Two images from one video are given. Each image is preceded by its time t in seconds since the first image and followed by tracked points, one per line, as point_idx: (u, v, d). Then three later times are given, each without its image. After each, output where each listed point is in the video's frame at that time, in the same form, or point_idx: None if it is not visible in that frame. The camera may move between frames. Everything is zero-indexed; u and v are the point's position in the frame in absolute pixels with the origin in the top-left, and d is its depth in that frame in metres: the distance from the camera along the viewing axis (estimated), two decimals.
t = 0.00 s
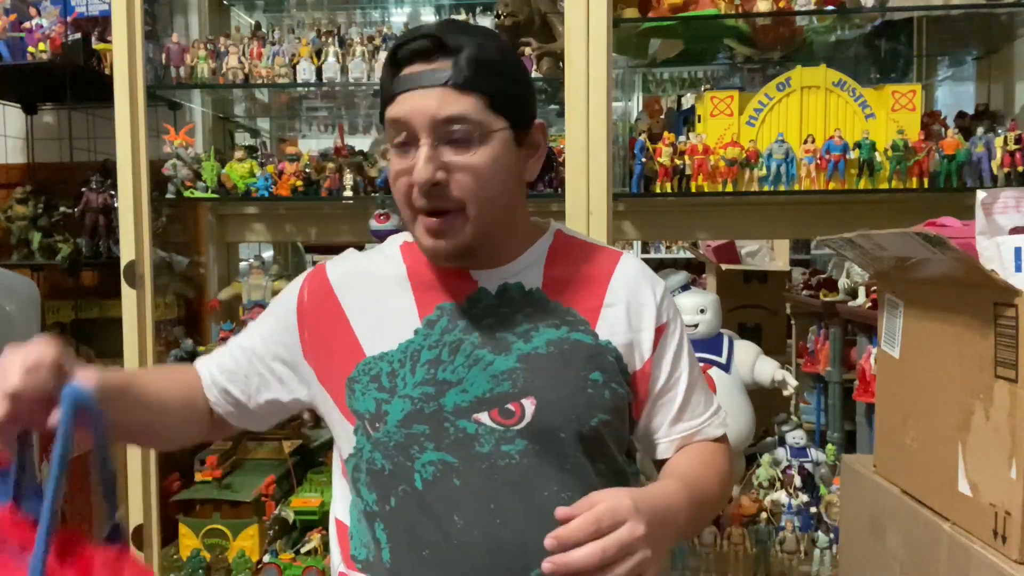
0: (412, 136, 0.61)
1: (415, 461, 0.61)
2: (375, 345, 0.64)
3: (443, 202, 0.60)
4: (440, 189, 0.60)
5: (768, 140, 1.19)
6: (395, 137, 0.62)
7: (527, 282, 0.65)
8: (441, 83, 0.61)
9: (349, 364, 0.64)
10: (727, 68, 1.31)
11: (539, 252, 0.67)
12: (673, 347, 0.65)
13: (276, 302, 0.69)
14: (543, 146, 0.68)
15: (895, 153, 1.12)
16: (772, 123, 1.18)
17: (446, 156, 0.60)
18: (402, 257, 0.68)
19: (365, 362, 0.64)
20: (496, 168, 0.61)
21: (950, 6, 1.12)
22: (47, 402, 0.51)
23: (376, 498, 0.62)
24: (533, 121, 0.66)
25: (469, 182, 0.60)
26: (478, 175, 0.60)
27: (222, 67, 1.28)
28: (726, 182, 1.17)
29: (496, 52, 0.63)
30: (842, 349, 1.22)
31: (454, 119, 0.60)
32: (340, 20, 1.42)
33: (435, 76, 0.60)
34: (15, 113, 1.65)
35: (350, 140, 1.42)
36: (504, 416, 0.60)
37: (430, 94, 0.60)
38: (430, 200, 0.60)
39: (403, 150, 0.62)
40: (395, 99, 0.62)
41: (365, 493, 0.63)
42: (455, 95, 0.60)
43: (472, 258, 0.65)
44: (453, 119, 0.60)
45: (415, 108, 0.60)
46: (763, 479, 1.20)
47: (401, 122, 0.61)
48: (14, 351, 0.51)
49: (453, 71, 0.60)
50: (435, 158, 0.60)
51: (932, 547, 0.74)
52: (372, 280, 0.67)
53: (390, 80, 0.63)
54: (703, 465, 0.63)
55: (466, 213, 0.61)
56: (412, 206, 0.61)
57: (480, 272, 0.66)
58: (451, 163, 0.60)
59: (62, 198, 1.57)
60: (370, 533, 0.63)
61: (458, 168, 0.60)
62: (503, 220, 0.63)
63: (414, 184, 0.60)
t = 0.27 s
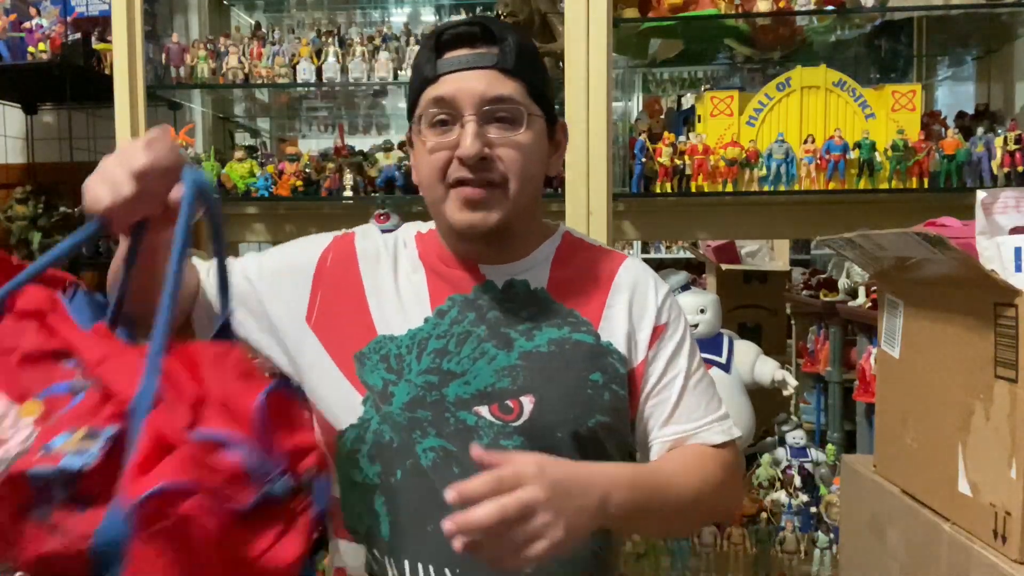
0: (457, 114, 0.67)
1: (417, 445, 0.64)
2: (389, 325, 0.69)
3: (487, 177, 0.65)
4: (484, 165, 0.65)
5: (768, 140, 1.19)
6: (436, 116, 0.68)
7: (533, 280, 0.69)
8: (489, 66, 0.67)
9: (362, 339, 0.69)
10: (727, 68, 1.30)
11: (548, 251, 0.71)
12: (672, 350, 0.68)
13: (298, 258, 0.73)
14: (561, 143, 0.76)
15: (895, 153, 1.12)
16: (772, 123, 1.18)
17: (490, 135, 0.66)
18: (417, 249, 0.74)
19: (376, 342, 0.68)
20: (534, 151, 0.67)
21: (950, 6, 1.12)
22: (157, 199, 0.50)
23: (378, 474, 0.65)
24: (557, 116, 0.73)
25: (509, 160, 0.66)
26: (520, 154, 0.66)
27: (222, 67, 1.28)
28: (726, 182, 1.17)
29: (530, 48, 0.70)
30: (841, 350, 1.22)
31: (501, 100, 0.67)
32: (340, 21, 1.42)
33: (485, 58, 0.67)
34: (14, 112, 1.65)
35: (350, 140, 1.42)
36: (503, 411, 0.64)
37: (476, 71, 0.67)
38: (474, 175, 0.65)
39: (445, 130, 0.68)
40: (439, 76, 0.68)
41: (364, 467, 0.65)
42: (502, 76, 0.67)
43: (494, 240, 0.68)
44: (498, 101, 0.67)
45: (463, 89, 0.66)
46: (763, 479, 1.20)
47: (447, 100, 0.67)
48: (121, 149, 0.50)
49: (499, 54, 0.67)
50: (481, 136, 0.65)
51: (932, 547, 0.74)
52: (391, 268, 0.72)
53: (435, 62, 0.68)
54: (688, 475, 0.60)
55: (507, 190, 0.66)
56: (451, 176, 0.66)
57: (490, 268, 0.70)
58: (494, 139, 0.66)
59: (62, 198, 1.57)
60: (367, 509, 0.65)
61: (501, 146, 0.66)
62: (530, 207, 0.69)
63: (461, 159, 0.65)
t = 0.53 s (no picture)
0: (480, 108, 0.69)
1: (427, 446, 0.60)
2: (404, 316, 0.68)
3: (508, 170, 0.68)
4: (506, 159, 0.67)
5: (768, 141, 1.19)
6: (458, 108, 0.70)
7: (545, 277, 0.74)
8: (514, 61, 0.69)
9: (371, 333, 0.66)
10: (727, 68, 1.30)
11: (559, 247, 0.75)
12: (679, 328, 0.71)
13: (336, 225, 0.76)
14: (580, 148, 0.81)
15: (894, 153, 1.12)
16: (773, 123, 1.19)
17: (511, 130, 0.68)
18: (434, 238, 0.77)
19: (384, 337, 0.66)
20: (553, 147, 0.70)
21: (950, 6, 1.12)
22: (295, 124, 0.51)
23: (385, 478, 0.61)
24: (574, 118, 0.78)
25: (530, 155, 0.68)
26: (541, 147, 0.69)
27: (222, 67, 1.28)
28: (726, 182, 1.17)
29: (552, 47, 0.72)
30: (842, 349, 1.23)
31: (525, 96, 0.69)
32: (340, 21, 1.42)
33: (511, 53, 0.69)
34: (14, 112, 1.64)
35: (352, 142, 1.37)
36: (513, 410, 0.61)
37: (502, 66, 0.69)
38: (495, 168, 0.67)
39: (467, 122, 0.70)
40: (465, 69, 0.70)
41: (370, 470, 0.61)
42: (527, 72, 0.69)
43: (508, 233, 0.71)
44: (521, 97, 0.69)
45: (488, 81, 0.68)
46: (763, 479, 1.19)
47: (471, 93, 0.69)
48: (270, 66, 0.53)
49: (525, 51, 0.70)
50: (502, 130, 0.67)
51: (933, 547, 0.73)
52: (412, 252, 0.76)
53: (460, 56, 0.70)
54: (699, 461, 0.53)
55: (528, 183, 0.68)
56: (472, 169, 0.68)
57: (502, 264, 0.75)
58: (516, 135, 0.68)
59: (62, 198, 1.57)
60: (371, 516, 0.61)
61: (522, 141, 0.68)
62: (547, 202, 0.71)
63: (483, 152, 0.67)
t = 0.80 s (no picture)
0: (490, 101, 0.69)
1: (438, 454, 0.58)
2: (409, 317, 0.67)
3: (516, 163, 0.67)
4: (515, 152, 0.67)
5: (768, 140, 1.19)
6: (468, 103, 0.70)
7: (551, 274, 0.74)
8: (527, 55, 0.70)
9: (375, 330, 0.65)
10: (727, 68, 1.29)
11: (564, 245, 0.76)
12: (686, 315, 0.74)
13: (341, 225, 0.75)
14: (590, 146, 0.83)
15: (895, 153, 1.12)
16: (772, 123, 1.19)
17: (521, 124, 0.68)
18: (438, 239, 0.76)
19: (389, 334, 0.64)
20: (562, 141, 0.70)
21: (949, 7, 1.12)
22: (352, 109, 0.53)
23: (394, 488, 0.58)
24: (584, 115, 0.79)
25: (539, 148, 0.68)
26: (551, 142, 0.69)
27: (222, 67, 1.28)
28: (726, 182, 1.17)
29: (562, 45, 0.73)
30: (842, 348, 1.23)
31: (535, 91, 0.69)
32: (340, 21, 1.42)
33: (522, 48, 0.70)
34: (14, 112, 1.64)
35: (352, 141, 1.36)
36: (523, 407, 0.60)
37: (512, 60, 0.70)
38: (504, 160, 0.67)
39: (476, 116, 0.70)
40: (475, 63, 0.71)
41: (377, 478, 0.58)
42: (538, 67, 0.70)
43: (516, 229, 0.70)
44: (530, 91, 0.69)
45: (500, 75, 0.69)
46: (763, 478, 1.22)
47: (481, 86, 0.69)
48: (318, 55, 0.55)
49: (535, 46, 0.71)
50: (512, 124, 0.67)
51: (933, 547, 0.73)
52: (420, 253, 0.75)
53: (471, 49, 0.71)
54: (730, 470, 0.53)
55: (536, 177, 0.68)
56: (480, 162, 0.68)
57: (509, 261, 0.75)
58: (525, 128, 0.68)
59: (62, 198, 1.57)
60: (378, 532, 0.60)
61: (532, 134, 0.68)
62: (556, 199, 0.71)
63: (492, 145, 0.66)
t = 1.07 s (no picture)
0: (492, 97, 0.69)
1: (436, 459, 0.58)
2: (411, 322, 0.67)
3: (517, 159, 0.67)
4: (516, 148, 0.67)
5: (768, 140, 1.19)
6: (470, 98, 0.70)
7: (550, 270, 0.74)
8: (530, 52, 0.70)
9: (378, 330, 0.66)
10: (727, 68, 1.29)
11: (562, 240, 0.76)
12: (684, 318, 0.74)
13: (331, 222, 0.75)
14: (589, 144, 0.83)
15: (895, 153, 1.12)
16: (772, 123, 1.19)
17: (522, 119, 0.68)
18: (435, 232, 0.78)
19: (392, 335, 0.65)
20: (563, 139, 0.70)
21: (950, 7, 1.12)
22: (380, 109, 0.52)
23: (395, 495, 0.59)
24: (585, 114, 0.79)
25: (540, 145, 0.68)
26: (552, 138, 0.68)
27: (222, 67, 1.28)
28: (726, 182, 1.17)
29: (564, 41, 0.74)
30: (842, 348, 1.23)
31: (537, 87, 0.69)
32: (340, 21, 1.42)
33: (525, 44, 0.71)
34: (14, 112, 1.65)
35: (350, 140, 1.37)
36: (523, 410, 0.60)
37: (515, 56, 0.70)
38: (505, 156, 0.67)
39: (478, 112, 0.70)
40: (478, 58, 0.71)
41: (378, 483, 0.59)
42: (541, 63, 0.71)
43: (515, 227, 0.70)
44: (532, 88, 0.69)
45: (501, 71, 0.69)
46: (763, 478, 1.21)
47: (484, 81, 0.69)
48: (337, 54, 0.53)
49: (538, 44, 0.71)
50: (513, 119, 0.67)
51: (933, 547, 0.73)
52: (419, 244, 0.76)
53: (474, 44, 0.71)
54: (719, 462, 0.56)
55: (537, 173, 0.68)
56: (482, 158, 0.67)
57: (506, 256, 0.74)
58: (527, 124, 0.68)
59: (62, 198, 1.57)
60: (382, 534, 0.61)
61: (533, 130, 0.68)
62: (555, 196, 0.71)
63: (494, 140, 0.66)
